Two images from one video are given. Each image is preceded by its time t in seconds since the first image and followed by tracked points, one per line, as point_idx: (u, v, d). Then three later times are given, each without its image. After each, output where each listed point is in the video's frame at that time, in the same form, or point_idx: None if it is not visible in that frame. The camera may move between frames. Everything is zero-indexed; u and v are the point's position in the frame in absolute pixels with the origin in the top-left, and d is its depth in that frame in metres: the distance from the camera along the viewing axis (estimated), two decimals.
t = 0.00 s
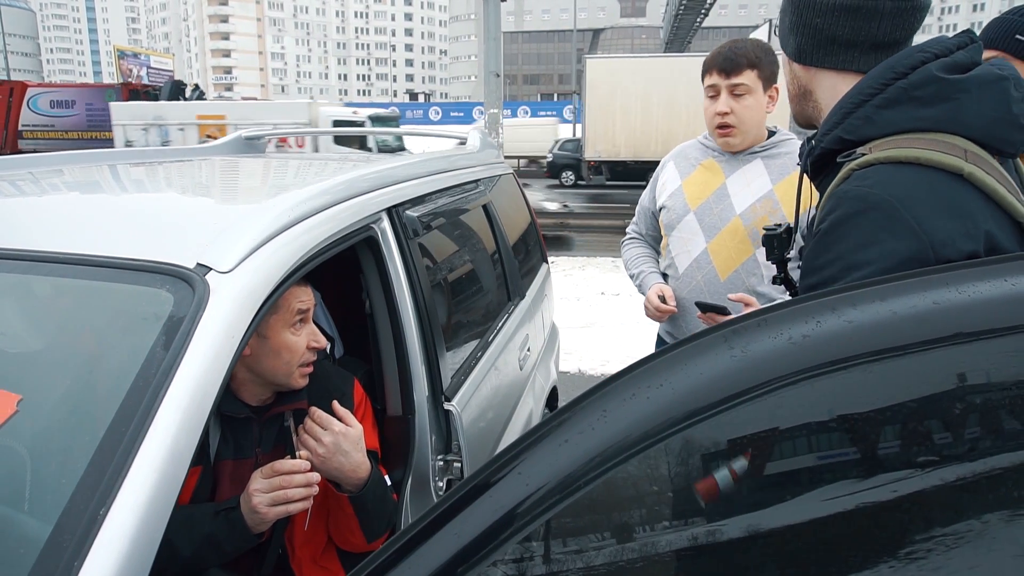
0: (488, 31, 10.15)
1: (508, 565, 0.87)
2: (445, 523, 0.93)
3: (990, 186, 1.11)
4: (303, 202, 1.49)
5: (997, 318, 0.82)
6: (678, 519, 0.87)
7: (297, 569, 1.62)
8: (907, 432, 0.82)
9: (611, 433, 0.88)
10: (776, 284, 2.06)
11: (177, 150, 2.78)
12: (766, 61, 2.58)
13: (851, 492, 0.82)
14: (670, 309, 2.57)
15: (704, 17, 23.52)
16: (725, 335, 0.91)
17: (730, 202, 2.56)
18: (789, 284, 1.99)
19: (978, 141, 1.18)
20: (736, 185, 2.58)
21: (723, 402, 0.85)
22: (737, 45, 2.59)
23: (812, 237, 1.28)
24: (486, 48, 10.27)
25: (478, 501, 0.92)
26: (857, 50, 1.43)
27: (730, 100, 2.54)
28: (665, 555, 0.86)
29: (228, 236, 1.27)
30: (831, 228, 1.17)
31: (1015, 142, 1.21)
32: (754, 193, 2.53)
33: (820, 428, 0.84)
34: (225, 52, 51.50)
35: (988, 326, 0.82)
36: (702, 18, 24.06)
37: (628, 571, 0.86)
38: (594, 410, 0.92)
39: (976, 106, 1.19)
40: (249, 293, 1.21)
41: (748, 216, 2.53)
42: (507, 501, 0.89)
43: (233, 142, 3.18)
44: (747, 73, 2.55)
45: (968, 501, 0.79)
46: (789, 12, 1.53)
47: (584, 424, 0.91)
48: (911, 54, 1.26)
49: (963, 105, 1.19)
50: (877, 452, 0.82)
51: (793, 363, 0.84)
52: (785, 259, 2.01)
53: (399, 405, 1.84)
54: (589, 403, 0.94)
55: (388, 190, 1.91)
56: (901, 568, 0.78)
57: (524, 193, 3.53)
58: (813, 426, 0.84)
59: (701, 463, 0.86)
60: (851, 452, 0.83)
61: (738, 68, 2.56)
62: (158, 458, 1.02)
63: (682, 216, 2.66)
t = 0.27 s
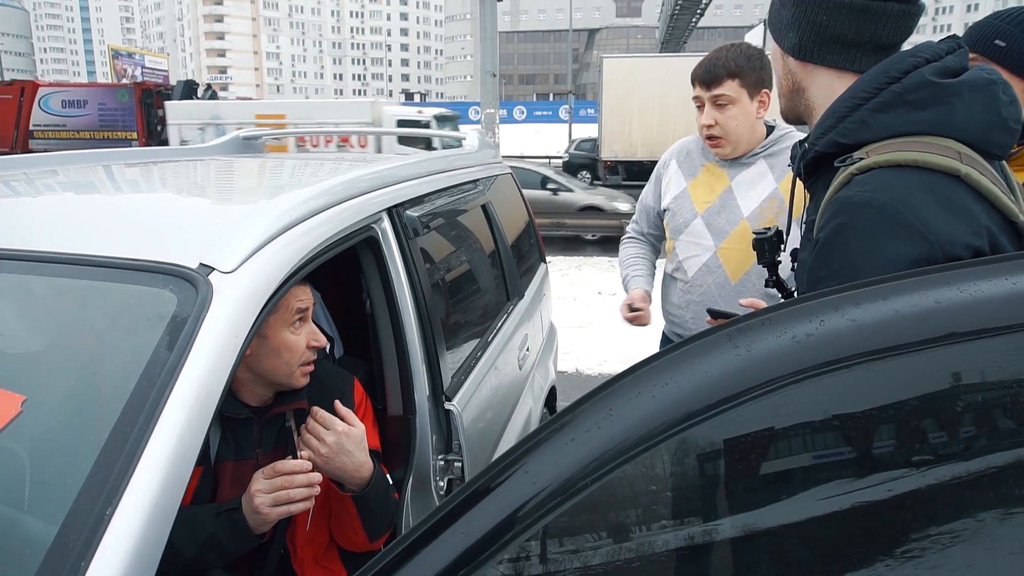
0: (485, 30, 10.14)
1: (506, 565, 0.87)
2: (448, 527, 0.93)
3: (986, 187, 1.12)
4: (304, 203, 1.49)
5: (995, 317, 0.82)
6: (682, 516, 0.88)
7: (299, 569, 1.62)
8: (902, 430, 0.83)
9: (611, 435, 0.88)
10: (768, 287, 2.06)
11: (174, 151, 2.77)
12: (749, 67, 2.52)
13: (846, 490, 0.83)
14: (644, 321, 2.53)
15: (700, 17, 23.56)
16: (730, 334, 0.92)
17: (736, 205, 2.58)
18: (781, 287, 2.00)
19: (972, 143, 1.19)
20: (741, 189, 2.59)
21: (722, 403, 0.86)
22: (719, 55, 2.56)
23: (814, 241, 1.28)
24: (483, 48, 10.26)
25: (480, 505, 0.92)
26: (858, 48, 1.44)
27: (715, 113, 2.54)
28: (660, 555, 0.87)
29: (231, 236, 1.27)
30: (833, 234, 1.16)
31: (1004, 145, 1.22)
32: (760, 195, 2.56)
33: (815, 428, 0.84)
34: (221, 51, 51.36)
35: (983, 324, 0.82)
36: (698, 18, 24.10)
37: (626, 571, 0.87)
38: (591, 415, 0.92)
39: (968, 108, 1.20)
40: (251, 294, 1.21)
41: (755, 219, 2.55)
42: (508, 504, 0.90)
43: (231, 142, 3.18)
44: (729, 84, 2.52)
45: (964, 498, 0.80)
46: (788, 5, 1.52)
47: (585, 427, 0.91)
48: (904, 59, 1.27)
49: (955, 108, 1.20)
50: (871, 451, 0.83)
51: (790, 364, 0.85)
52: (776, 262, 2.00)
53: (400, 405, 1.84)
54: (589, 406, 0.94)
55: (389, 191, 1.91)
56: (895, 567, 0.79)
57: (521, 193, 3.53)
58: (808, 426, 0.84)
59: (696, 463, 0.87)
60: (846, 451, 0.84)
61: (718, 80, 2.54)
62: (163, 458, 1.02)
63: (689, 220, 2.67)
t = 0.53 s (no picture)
0: (480, 30, 10.13)
1: (502, 564, 0.88)
2: (446, 533, 0.93)
3: (986, 185, 1.13)
4: (305, 203, 1.49)
5: (995, 315, 0.83)
6: (680, 516, 0.88)
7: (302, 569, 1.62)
8: (896, 431, 0.83)
9: (608, 439, 0.89)
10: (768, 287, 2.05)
11: (171, 151, 2.77)
12: (745, 70, 2.52)
13: (839, 490, 0.84)
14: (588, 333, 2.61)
15: (696, 17, 23.59)
16: (733, 333, 0.92)
17: (743, 202, 2.59)
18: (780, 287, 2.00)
19: (971, 142, 1.20)
20: (747, 186, 2.59)
21: (716, 406, 0.86)
22: (715, 61, 2.57)
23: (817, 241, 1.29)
24: (479, 48, 10.25)
25: (477, 510, 0.92)
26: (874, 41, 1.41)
27: (714, 119, 2.54)
28: (655, 555, 0.88)
29: (232, 236, 1.27)
30: (836, 232, 1.16)
31: (1004, 145, 1.23)
32: (766, 191, 2.56)
33: (809, 428, 0.85)
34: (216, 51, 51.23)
35: (982, 324, 0.83)
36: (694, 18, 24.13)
37: (622, 571, 0.88)
38: (585, 422, 0.92)
39: (968, 107, 1.21)
40: (253, 293, 1.21)
41: (762, 215, 2.56)
42: (506, 509, 0.90)
43: (228, 142, 3.17)
44: (726, 89, 2.53)
45: (958, 497, 0.81)
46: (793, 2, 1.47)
47: (581, 431, 0.91)
48: (905, 58, 1.28)
49: (956, 107, 1.21)
50: (867, 451, 0.84)
51: (786, 364, 0.85)
52: (775, 262, 2.00)
53: (400, 405, 1.84)
54: (586, 410, 0.94)
55: (388, 191, 1.91)
56: (893, 566, 0.81)
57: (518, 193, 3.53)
58: (802, 426, 0.85)
59: (691, 463, 0.88)
60: (840, 451, 0.85)
61: (715, 86, 2.56)
62: (168, 458, 1.02)
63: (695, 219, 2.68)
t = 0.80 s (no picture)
0: (476, 30, 10.13)
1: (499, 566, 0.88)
2: (447, 539, 0.94)
3: (990, 182, 1.14)
4: (306, 203, 1.49)
5: (1003, 312, 0.83)
6: (678, 516, 0.89)
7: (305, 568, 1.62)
8: (891, 430, 0.84)
9: (605, 444, 0.90)
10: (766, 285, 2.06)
11: (169, 151, 2.76)
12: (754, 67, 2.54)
13: (836, 490, 0.84)
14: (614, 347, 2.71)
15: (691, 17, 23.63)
16: (739, 331, 0.92)
17: (745, 198, 2.60)
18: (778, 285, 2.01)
19: (973, 140, 1.21)
20: (749, 182, 2.60)
21: (711, 409, 0.87)
22: (724, 57, 2.60)
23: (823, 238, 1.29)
24: (475, 48, 10.24)
25: (475, 518, 0.93)
26: (885, 38, 1.44)
27: (720, 113, 2.54)
28: (653, 554, 0.89)
29: (235, 236, 1.27)
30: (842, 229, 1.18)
31: (1005, 143, 1.24)
32: (769, 187, 2.57)
33: (805, 427, 0.85)
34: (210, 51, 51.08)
35: (985, 322, 0.83)
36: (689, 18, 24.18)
37: (620, 571, 0.89)
38: (593, 421, 0.93)
39: (971, 106, 1.22)
40: (256, 293, 1.20)
41: (764, 211, 2.57)
42: (506, 515, 0.91)
43: (227, 142, 3.17)
44: (734, 84, 2.54)
45: (958, 496, 0.81)
46: None
47: (579, 436, 0.92)
48: (910, 57, 1.28)
49: (959, 106, 1.22)
50: (861, 451, 0.84)
51: (781, 366, 0.86)
52: (774, 261, 2.01)
53: (401, 405, 1.84)
54: (585, 416, 0.95)
55: (388, 191, 1.92)
56: (888, 565, 0.81)
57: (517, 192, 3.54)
58: (796, 425, 0.86)
59: (687, 463, 0.88)
60: (835, 451, 0.85)
61: (723, 81, 2.57)
62: (173, 458, 1.02)
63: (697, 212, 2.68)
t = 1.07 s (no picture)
0: (469, 30, 10.11)
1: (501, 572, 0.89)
2: (445, 547, 0.93)
3: (989, 182, 1.15)
4: (307, 203, 1.49)
5: (1002, 311, 0.84)
6: (676, 516, 0.90)
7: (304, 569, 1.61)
8: (893, 428, 0.85)
9: (604, 449, 0.90)
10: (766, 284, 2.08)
11: (165, 152, 2.75)
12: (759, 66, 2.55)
13: (830, 488, 0.85)
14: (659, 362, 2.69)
15: (684, 17, 23.68)
16: (744, 330, 0.93)
17: (745, 198, 2.61)
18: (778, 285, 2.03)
19: (971, 140, 1.22)
20: (750, 182, 2.61)
21: (707, 411, 0.88)
22: (728, 56, 2.60)
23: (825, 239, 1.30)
24: (468, 48, 10.23)
25: (473, 526, 0.93)
26: (882, 39, 1.46)
27: (725, 112, 2.55)
28: (649, 554, 0.89)
29: (236, 235, 1.26)
30: (847, 228, 1.19)
31: (1002, 143, 1.25)
32: (770, 187, 2.58)
33: (798, 427, 0.86)
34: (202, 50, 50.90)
35: (981, 322, 0.84)
36: (681, 18, 24.24)
37: (616, 570, 0.89)
38: (598, 420, 0.94)
39: (969, 106, 1.23)
40: (259, 293, 1.20)
41: (765, 211, 2.58)
42: (506, 520, 0.91)
43: (221, 142, 3.16)
44: (739, 83, 2.55)
45: (952, 496, 0.82)
46: None
47: (579, 440, 0.93)
48: (909, 57, 1.30)
49: (958, 106, 1.23)
50: (855, 449, 0.85)
51: (776, 368, 0.87)
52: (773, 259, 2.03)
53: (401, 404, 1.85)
54: (584, 421, 0.96)
55: (387, 191, 1.92)
56: (884, 564, 0.82)
57: (513, 193, 3.54)
58: (791, 425, 0.87)
59: (682, 463, 0.89)
60: (830, 450, 0.86)
61: (728, 80, 2.58)
62: (179, 458, 1.01)
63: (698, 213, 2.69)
